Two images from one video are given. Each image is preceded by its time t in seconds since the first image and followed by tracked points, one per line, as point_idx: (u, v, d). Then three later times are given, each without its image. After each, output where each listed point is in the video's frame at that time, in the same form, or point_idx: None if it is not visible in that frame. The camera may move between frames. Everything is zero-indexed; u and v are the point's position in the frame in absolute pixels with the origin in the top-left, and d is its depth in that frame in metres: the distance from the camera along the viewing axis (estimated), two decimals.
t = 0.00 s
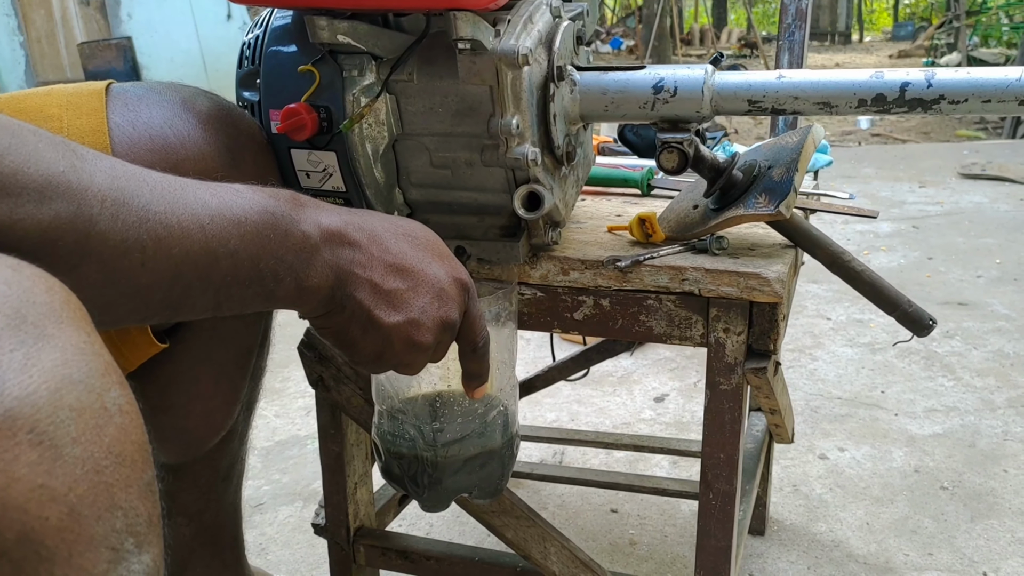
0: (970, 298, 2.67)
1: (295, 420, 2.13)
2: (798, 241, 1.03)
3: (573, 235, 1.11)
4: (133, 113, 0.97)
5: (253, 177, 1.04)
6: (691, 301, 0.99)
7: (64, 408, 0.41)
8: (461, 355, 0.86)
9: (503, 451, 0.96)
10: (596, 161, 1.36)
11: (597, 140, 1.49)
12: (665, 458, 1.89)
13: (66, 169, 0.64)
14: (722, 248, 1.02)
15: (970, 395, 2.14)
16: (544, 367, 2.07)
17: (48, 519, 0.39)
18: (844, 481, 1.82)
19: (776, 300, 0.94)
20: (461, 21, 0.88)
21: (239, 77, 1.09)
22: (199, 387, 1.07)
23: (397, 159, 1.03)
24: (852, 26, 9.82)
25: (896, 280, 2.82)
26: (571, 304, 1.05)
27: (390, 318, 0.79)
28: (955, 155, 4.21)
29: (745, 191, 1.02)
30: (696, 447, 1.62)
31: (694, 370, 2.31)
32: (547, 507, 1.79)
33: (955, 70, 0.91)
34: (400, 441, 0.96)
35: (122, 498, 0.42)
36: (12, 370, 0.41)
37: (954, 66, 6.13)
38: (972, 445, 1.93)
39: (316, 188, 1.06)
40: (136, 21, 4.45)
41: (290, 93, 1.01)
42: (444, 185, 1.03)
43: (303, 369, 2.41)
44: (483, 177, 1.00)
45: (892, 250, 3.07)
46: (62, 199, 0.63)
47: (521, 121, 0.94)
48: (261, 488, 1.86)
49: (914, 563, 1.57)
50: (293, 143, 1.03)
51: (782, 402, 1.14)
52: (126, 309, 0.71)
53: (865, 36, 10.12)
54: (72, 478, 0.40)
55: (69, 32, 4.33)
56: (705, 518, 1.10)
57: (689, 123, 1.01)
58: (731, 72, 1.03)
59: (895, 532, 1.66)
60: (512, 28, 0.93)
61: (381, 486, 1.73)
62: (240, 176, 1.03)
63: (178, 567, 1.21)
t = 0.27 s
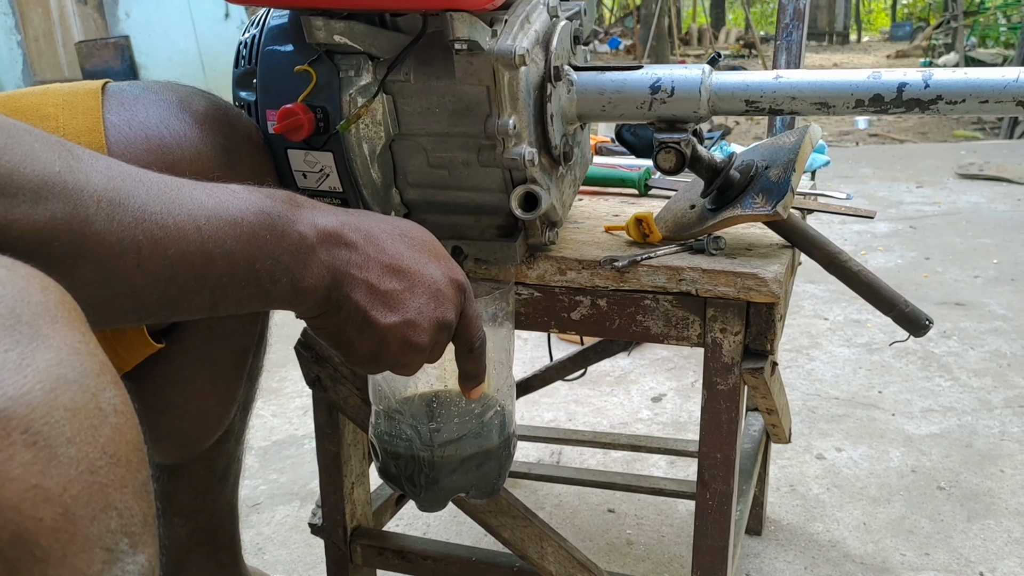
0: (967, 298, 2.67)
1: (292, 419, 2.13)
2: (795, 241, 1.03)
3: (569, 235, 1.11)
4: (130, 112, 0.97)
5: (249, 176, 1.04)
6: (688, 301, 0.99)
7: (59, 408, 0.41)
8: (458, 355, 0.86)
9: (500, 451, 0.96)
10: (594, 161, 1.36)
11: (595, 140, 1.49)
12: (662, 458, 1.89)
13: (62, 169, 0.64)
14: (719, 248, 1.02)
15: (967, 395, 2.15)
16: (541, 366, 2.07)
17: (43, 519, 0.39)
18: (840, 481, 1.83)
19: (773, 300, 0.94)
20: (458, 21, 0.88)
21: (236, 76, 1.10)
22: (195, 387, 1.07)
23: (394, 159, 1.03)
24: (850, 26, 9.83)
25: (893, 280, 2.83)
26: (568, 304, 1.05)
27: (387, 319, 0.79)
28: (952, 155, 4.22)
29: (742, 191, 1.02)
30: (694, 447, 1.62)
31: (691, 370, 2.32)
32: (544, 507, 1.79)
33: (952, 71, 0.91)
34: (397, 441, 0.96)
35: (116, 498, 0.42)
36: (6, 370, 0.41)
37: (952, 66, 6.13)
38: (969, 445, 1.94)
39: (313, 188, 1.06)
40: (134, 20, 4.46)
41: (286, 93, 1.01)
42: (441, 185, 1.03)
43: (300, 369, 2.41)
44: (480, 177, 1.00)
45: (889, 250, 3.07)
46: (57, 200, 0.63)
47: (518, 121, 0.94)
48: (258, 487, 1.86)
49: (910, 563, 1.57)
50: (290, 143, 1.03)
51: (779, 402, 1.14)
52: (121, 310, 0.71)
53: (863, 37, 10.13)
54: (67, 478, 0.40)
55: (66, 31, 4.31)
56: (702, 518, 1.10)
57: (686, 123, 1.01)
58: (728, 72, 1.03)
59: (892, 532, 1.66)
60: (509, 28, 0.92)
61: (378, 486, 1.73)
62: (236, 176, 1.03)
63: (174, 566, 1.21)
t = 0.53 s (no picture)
0: (965, 299, 2.68)
1: (290, 419, 2.13)
2: (793, 242, 1.03)
3: (568, 235, 1.11)
4: (128, 112, 0.97)
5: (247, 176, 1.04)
6: (687, 301, 0.99)
7: (56, 409, 0.41)
8: (456, 356, 0.86)
9: (499, 451, 0.96)
10: (592, 161, 1.36)
11: (593, 140, 1.49)
12: (661, 458, 1.89)
13: (60, 170, 0.64)
14: (717, 248, 1.02)
15: (965, 395, 2.15)
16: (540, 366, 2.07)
17: (40, 520, 0.39)
18: (838, 481, 1.83)
19: (771, 300, 0.95)
20: (457, 22, 0.88)
21: (235, 77, 1.10)
22: (193, 387, 1.07)
23: (393, 159, 1.03)
24: (849, 27, 9.84)
25: (892, 280, 2.83)
26: (566, 304, 1.05)
27: (385, 320, 0.79)
28: (951, 156, 4.22)
29: (740, 191, 1.03)
30: (692, 447, 1.63)
31: (690, 370, 2.32)
32: (542, 507, 1.79)
33: (949, 71, 0.92)
34: (395, 441, 0.96)
35: (113, 499, 0.42)
36: (3, 371, 0.41)
37: (951, 66, 6.14)
38: (967, 445, 1.94)
39: (312, 189, 1.06)
40: (133, 19, 4.46)
41: (285, 94, 1.01)
42: (439, 185, 1.03)
43: (298, 369, 2.41)
44: (478, 177, 1.00)
45: (887, 250, 3.08)
46: (55, 201, 0.63)
47: (516, 121, 0.94)
48: (257, 487, 1.86)
49: (908, 563, 1.58)
50: (288, 143, 1.03)
51: (777, 402, 1.14)
52: (119, 310, 0.71)
53: (862, 37, 10.14)
54: (65, 479, 0.40)
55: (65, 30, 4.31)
56: (700, 518, 1.10)
57: (684, 124, 1.01)
58: (726, 73, 1.03)
59: (890, 532, 1.66)
60: (507, 29, 0.92)
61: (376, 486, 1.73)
62: (234, 176, 1.03)
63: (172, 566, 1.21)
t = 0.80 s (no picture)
0: (964, 299, 2.68)
1: (289, 419, 2.13)
2: (791, 242, 1.03)
3: (566, 236, 1.11)
4: (125, 113, 0.96)
5: (244, 177, 1.04)
6: (684, 302, 0.99)
7: (50, 410, 0.41)
8: (453, 357, 0.86)
9: (496, 452, 0.96)
10: (591, 161, 1.36)
11: (591, 140, 1.49)
12: (659, 459, 1.89)
13: (55, 171, 0.64)
14: (714, 249, 1.02)
15: (963, 396, 2.15)
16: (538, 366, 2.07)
17: (33, 521, 0.39)
18: (836, 481, 1.83)
19: (769, 301, 0.95)
20: (454, 23, 0.88)
21: (232, 77, 1.09)
22: (191, 387, 1.07)
23: (391, 160, 1.03)
24: (848, 27, 9.85)
25: (890, 281, 2.83)
26: (564, 304, 1.05)
27: (382, 321, 0.79)
28: (949, 156, 4.23)
29: (738, 192, 1.03)
30: (690, 447, 1.63)
31: (688, 370, 2.32)
32: (540, 507, 1.79)
33: (947, 72, 0.92)
34: (392, 441, 0.96)
35: (108, 500, 0.42)
36: None
37: (950, 66, 6.15)
38: (965, 446, 1.94)
39: (309, 189, 1.06)
40: (131, 18, 4.45)
41: (282, 94, 1.01)
42: (437, 186, 1.03)
43: (297, 369, 2.41)
44: (476, 178, 1.00)
45: (886, 251, 3.08)
46: (50, 202, 0.63)
47: (514, 122, 0.94)
48: (255, 487, 1.86)
49: (906, 564, 1.58)
50: (286, 143, 1.03)
51: (775, 403, 1.14)
52: (114, 312, 0.71)
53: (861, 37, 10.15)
54: (58, 480, 0.40)
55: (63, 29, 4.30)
56: (698, 519, 1.10)
57: (682, 124, 1.01)
58: (725, 73, 1.03)
59: (888, 533, 1.66)
60: (505, 29, 0.92)
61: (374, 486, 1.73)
62: (231, 176, 1.03)
63: (170, 567, 1.21)
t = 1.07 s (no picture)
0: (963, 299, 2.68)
1: (289, 418, 2.13)
2: (792, 241, 1.03)
3: (567, 234, 1.11)
4: (128, 111, 0.96)
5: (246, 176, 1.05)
6: (686, 300, 0.99)
7: (55, 406, 0.41)
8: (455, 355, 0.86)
9: (497, 450, 0.96)
10: (592, 161, 1.36)
11: (592, 139, 1.49)
12: (659, 458, 1.90)
13: (58, 168, 0.64)
14: (716, 247, 1.02)
15: (963, 395, 2.15)
16: (539, 365, 2.08)
17: (39, 518, 0.39)
18: (837, 481, 1.83)
19: (770, 300, 0.95)
20: (457, 22, 0.88)
21: (234, 75, 1.10)
22: (192, 386, 1.07)
23: (393, 158, 1.03)
24: (847, 27, 9.86)
25: (890, 280, 2.83)
26: (565, 303, 1.05)
27: (384, 319, 0.79)
28: (949, 156, 4.23)
29: (739, 191, 1.03)
30: (690, 446, 1.63)
31: (688, 370, 2.32)
32: (541, 506, 1.79)
33: (949, 72, 0.92)
34: (394, 440, 0.96)
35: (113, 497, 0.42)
36: (2, 368, 0.41)
37: (949, 67, 6.16)
38: (965, 445, 1.94)
39: (311, 188, 1.06)
40: (131, 17, 4.43)
41: (284, 93, 1.01)
42: (438, 184, 1.03)
43: (297, 368, 2.41)
44: (478, 177, 1.00)
45: (886, 250, 3.08)
46: (54, 199, 0.63)
47: (516, 121, 0.94)
48: (255, 486, 1.86)
49: (906, 563, 1.58)
50: (288, 142, 1.03)
51: (776, 402, 1.14)
52: (117, 309, 0.71)
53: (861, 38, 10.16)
54: (64, 477, 0.40)
55: (63, 28, 4.29)
56: (699, 517, 1.10)
57: (684, 123, 1.01)
58: (726, 72, 1.03)
59: (888, 532, 1.66)
60: (507, 29, 0.92)
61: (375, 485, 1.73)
62: (233, 175, 1.03)
63: (171, 565, 1.21)
